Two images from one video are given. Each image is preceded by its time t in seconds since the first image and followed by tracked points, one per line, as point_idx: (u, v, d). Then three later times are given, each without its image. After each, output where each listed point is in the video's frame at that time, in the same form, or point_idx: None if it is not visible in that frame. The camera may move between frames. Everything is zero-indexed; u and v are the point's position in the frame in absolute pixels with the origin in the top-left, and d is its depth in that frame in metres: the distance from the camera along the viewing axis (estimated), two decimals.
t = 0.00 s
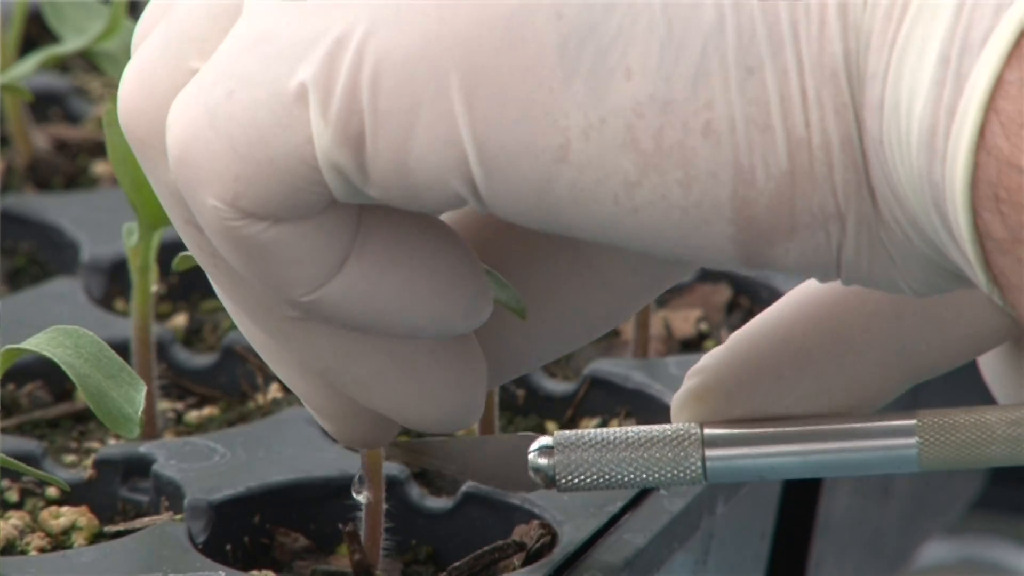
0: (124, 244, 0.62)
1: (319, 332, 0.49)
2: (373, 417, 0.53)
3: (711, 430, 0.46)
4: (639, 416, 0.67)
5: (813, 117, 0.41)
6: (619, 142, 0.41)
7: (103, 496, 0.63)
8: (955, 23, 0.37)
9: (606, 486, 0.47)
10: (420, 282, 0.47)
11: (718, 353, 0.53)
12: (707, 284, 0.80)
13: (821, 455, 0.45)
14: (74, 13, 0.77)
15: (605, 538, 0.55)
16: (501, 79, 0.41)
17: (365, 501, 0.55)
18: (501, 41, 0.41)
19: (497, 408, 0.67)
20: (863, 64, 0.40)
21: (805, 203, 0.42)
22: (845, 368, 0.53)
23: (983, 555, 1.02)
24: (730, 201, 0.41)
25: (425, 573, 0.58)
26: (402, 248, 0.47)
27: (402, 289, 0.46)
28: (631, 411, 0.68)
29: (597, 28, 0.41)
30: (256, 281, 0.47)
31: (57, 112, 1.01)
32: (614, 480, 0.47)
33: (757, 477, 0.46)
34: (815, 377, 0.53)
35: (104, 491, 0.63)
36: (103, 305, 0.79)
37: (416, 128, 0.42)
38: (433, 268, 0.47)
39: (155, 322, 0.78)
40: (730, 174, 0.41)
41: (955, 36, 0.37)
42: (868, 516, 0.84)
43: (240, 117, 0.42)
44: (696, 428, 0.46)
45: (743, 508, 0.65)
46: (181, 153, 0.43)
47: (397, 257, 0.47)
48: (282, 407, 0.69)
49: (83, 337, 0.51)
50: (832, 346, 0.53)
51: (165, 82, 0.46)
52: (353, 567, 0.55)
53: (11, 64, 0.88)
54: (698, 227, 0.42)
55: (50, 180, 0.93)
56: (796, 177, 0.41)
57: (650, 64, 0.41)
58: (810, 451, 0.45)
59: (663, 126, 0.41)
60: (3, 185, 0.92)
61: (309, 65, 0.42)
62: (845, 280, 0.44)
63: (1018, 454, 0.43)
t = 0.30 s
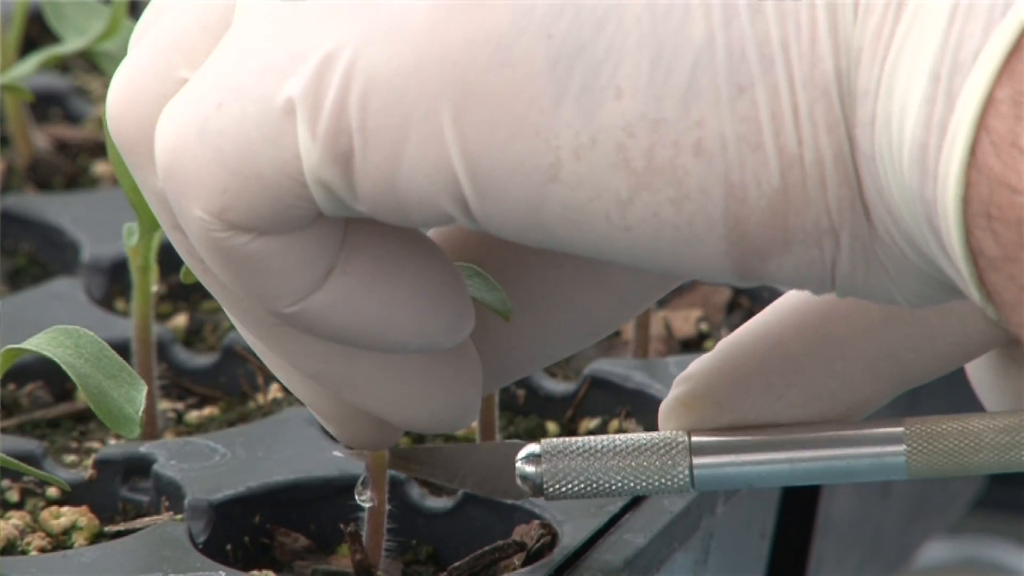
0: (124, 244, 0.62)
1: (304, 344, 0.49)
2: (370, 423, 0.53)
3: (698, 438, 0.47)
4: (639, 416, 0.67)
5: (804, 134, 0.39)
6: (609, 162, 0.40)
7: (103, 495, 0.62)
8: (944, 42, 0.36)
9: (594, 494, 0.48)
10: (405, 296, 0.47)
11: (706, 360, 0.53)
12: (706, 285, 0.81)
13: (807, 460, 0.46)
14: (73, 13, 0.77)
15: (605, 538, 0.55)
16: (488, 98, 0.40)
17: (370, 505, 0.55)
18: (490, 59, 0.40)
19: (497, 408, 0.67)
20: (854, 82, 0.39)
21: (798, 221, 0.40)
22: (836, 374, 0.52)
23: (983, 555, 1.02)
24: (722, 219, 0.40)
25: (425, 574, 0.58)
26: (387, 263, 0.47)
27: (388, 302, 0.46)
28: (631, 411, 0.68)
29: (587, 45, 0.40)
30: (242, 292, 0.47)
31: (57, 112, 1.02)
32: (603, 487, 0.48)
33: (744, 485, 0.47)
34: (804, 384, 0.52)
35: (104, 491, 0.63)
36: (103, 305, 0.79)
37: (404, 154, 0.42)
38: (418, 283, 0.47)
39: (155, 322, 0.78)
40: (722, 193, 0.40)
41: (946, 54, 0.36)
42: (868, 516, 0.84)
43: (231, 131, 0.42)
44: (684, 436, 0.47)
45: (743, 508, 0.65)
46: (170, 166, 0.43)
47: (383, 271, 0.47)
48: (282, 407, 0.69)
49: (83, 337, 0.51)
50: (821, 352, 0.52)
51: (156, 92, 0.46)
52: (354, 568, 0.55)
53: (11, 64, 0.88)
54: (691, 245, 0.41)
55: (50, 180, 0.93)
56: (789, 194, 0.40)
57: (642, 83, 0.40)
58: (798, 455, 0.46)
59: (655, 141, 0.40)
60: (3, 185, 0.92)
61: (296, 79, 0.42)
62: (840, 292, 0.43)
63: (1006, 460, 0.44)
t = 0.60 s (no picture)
0: (125, 244, 0.62)
1: (300, 350, 0.49)
2: (373, 421, 0.52)
3: (696, 443, 0.47)
4: (639, 416, 0.67)
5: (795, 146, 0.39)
6: (602, 175, 0.40)
7: (103, 495, 0.63)
8: (933, 54, 0.35)
9: (593, 500, 0.48)
10: (400, 308, 0.47)
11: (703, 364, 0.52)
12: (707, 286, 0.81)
13: (806, 464, 0.46)
14: (74, 13, 0.77)
15: (605, 538, 0.55)
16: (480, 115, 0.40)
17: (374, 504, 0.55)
18: (483, 75, 0.40)
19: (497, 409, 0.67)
20: (845, 95, 0.39)
21: (792, 232, 0.40)
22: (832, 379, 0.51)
23: (983, 555, 1.02)
24: (715, 231, 0.40)
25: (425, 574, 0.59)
26: (383, 274, 0.47)
27: (384, 313, 0.46)
28: (631, 411, 0.68)
29: (578, 60, 0.40)
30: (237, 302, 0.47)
31: (58, 112, 1.02)
32: (602, 493, 0.48)
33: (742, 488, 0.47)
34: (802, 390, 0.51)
35: (104, 491, 0.63)
36: (103, 305, 0.80)
37: (397, 169, 0.41)
38: (413, 295, 0.47)
39: (156, 322, 0.78)
40: (714, 205, 0.40)
41: (936, 66, 0.35)
42: (868, 516, 0.84)
43: (224, 144, 0.42)
44: (682, 441, 0.47)
45: (743, 509, 0.65)
46: (164, 177, 0.43)
47: (379, 283, 0.47)
48: (282, 407, 0.69)
49: (83, 337, 0.51)
50: (818, 357, 0.52)
51: (154, 99, 0.46)
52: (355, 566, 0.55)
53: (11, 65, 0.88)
54: (685, 256, 0.41)
55: (50, 181, 0.93)
56: (781, 207, 0.40)
57: (633, 98, 0.39)
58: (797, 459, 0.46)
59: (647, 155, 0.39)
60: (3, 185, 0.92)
61: (288, 94, 0.41)
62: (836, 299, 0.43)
63: (1003, 462, 0.45)
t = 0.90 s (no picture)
0: (125, 244, 0.61)
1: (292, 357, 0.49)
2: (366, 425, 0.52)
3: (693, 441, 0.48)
4: (639, 416, 0.67)
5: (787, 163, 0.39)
6: (599, 186, 0.40)
7: (104, 495, 0.63)
8: (931, 63, 0.35)
9: (591, 497, 0.48)
10: (391, 320, 0.47)
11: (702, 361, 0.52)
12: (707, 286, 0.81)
13: (803, 462, 0.46)
14: (74, 13, 0.77)
15: (605, 538, 0.55)
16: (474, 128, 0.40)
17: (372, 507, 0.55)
18: (477, 87, 0.40)
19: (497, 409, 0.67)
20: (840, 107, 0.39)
21: (787, 242, 0.40)
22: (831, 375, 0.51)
23: (983, 554, 1.02)
24: (710, 243, 0.40)
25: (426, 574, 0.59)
26: (376, 285, 0.47)
27: (376, 325, 0.47)
28: (631, 411, 0.68)
29: (573, 72, 0.40)
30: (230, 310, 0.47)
31: (58, 112, 1.02)
32: (600, 489, 0.48)
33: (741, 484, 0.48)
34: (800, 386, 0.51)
35: (105, 491, 0.63)
36: (103, 305, 0.80)
37: (393, 179, 0.41)
38: (406, 308, 0.47)
39: (156, 322, 0.78)
40: (709, 216, 0.39)
41: (931, 78, 0.35)
42: (868, 515, 0.84)
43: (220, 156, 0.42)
44: (680, 438, 0.47)
45: (743, 509, 0.65)
46: (157, 187, 0.43)
47: (372, 295, 0.47)
48: (282, 407, 0.69)
49: (83, 337, 0.51)
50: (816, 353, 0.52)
51: (150, 105, 0.46)
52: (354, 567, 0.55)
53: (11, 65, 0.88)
54: (681, 268, 0.41)
55: (50, 181, 0.93)
56: (776, 218, 0.39)
57: (628, 109, 0.39)
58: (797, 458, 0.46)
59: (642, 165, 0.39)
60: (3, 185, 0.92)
61: (282, 106, 0.41)
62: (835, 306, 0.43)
63: (1003, 460, 0.44)
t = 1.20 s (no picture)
0: (125, 245, 0.61)
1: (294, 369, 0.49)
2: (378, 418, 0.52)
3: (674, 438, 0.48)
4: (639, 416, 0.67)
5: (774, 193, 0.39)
6: (589, 211, 0.40)
7: (104, 495, 0.63)
8: (917, 94, 0.35)
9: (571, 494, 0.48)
10: (385, 335, 0.47)
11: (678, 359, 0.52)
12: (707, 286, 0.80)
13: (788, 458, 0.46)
14: (75, 13, 0.77)
15: (605, 537, 0.55)
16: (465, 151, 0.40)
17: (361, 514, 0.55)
18: (467, 112, 0.40)
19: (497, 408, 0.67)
20: (829, 131, 0.38)
21: (778, 265, 0.39)
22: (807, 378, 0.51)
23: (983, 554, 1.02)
24: (701, 268, 0.40)
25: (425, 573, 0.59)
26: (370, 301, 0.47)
27: (369, 341, 0.46)
28: (631, 410, 0.68)
29: (561, 98, 0.40)
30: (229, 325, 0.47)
31: (57, 112, 1.02)
32: (580, 488, 0.48)
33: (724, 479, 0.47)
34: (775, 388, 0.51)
35: (105, 491, 0.63)
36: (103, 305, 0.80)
37: (384, 205, 0.41)
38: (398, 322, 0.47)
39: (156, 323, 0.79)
40: (699, 240, 0.39)
41: (920, 103, 0.35)
42: (868, 515, 0.84)
43: (210, 177, 0.42)
44: (660, 434, 0.47)
45: (743, 509, 0.65)
46: (151, 208, 0.43)
47: (365, 310, 0.47)
48: (282, 407, 0.69)
49: (83, 337, 0.51)
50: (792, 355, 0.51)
51: (144, 119, 0.46)
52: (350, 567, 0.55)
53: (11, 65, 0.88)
54: (675, 291, 0.41)
55: (50, 181, 0.93)
56: (768, 243, 0.39)
57: (616, 134, 0.39)
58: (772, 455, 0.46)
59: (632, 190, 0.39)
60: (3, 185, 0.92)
61: (273, 129, 0.42)
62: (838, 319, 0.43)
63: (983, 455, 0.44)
